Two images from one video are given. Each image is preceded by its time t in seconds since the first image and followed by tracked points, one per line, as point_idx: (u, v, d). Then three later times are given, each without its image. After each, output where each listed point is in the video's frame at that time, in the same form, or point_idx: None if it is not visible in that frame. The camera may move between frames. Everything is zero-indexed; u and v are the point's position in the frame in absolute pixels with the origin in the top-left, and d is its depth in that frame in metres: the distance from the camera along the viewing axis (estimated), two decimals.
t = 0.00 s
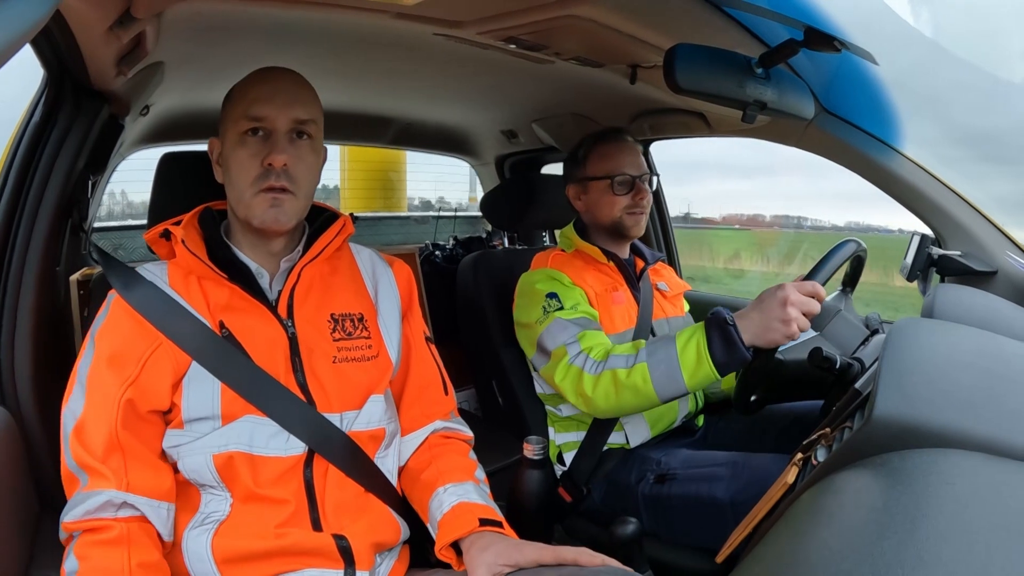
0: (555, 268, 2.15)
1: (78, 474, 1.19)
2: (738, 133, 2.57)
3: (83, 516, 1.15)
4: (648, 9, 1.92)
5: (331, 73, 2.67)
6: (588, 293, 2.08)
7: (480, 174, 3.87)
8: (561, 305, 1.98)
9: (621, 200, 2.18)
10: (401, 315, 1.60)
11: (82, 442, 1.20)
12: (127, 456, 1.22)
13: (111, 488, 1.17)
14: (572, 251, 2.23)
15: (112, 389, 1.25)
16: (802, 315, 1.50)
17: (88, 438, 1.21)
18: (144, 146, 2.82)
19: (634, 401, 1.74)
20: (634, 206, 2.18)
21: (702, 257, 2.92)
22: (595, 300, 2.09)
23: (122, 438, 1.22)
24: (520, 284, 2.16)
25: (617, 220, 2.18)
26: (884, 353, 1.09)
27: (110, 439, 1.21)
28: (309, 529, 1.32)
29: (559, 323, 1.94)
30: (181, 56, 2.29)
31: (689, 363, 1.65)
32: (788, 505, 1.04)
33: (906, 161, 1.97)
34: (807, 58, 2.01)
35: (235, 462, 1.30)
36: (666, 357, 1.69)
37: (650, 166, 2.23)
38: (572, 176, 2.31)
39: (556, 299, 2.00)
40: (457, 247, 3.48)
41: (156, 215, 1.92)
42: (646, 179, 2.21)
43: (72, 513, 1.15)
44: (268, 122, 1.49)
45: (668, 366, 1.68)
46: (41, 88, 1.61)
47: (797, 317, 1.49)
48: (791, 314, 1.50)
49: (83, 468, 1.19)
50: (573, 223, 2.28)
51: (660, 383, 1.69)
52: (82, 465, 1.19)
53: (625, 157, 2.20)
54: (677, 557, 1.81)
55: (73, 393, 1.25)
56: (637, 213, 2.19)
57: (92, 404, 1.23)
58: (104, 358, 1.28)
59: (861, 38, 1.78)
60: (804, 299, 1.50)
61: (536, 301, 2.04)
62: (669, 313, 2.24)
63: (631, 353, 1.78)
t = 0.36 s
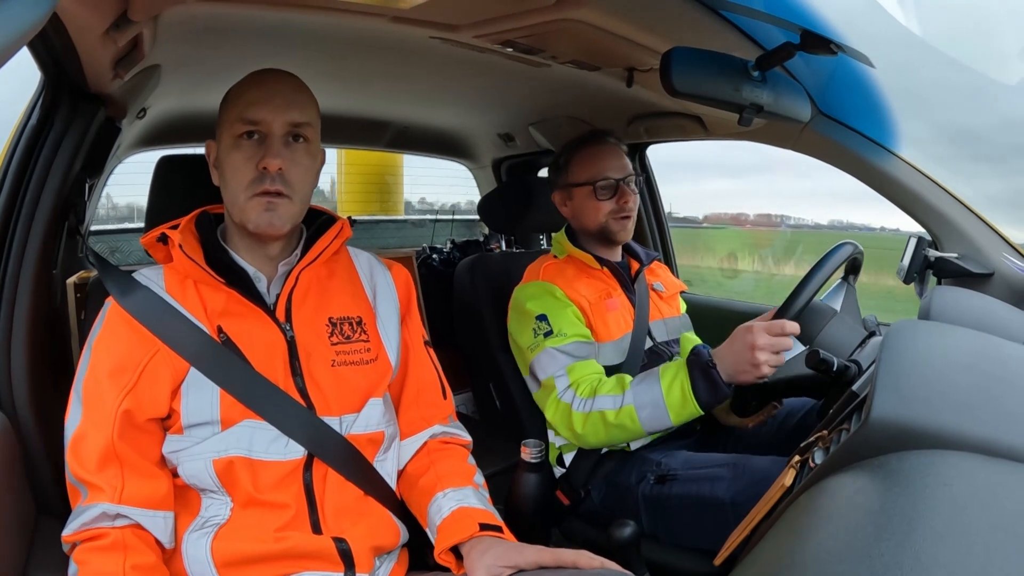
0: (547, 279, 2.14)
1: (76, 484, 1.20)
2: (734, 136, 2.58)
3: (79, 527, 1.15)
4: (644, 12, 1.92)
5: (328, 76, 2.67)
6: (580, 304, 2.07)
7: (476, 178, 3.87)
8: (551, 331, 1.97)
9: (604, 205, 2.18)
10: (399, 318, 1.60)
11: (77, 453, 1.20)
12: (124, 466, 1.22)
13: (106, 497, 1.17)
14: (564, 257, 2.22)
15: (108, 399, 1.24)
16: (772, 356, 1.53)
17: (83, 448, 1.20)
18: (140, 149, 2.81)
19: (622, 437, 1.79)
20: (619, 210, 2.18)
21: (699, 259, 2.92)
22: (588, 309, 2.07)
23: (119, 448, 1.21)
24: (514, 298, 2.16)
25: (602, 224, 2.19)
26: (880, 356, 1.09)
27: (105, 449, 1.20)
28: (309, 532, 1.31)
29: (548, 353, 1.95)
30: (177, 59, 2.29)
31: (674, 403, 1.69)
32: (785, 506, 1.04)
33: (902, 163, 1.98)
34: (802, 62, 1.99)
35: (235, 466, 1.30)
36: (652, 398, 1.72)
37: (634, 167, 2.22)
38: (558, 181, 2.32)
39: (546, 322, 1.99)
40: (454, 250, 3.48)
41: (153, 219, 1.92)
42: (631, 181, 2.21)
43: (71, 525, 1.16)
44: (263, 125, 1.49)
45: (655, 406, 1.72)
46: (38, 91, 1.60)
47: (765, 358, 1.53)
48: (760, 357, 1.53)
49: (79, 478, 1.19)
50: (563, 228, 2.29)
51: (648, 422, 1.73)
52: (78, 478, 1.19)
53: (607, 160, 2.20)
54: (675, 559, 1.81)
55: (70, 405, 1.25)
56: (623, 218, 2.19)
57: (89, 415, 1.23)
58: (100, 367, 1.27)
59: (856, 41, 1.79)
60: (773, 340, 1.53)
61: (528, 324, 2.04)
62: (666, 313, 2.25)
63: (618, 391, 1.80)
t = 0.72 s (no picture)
0: (547, 282, 2.13)
1: (83, 481, 1.21)
2: (737, 136, 2.57)
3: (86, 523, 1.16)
4: (648, 12, 1.92)
5: (331, 75, 2.67)
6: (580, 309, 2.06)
7: (480, 177, 3.87)
8: (549, 340, 1.97)
9: (597, 205, 2.18)
10: (409, 316, 1.61)
11: (86, 450, 1.21)
12: (133, 463, 1.22)
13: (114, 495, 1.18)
14: (565, 257, 2.22)
15: (118, 397, 1.25)
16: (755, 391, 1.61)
17: (91, 444, 1.21)
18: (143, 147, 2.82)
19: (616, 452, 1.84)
20: (612, 210, 2.18)
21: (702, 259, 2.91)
22: (588, 312, 2.07)
23: (129, 446, 1.22)
24: (514, 302, 2.15)
25: (596, 225, 2.19)
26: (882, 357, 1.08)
27: (114, 446, 1.21)
28: (318, 529, 1.31)
29: (546, 365, 1.94)
30: (181, 58, 2.29)
31: (671, 423, 1.75)
32: (788, 506, 1.04)
33: (906, 164, 1.97)
34: (806, 62, 2.00)
35: (247, 463, 1.30)
36: (650, 418, 1.77)
37: (626, 166, 2.22)
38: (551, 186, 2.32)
39: (543, 331, 1.99)
40: (458, 249, 3.48)
41: (156, 216, 1.92)
42: (623, 179, 2.20)
43: (78, 523, 1.17)
44: (275, 123, 1.49)
45: (652, 425, 1.78)
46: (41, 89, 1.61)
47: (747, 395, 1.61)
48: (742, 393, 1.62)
49: (87, 475, 1.20)
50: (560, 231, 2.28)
51: (644, 440, 1.78)
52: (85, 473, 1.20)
53: (599, 161, 2.20)
54: (678, 560, 1.81)
55: (80, 402, 1.26)
56: (616, 217, 2.18)
57: (98, 412, 1.24)
58: (109, 363, 1.28)
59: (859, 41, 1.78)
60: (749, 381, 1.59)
61: (527, 331, 2.04)
62: (667, 314, 2.24)
63: (615, 408, 1.82)
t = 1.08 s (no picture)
0: (557, 277, 2.13)
1: (92, 477, 1.21)
2: (745, 134, 2.56)
3: (94, 521, 1.17)
4: (655, 10, 1.92)
5: (339, 72, 2.68)
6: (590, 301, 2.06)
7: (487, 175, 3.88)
8: (560, 327, 1.98)
9: (607, 204, 2.18)
10: (417, 314, 1.61)
11: (95, 447, 1.21)
12: (142, 460, 1.23)
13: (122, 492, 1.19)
14: (574, 255, 2.22)
15: (128, 394, 1.25)
16: (786, 348, 1.48)
17: (100, 441, 1.21)
18: (151, 145, 2.83)
19: (629, 430, 1.79)
20: (622, 208, 2.17)
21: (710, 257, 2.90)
22: (597, 309, 2.07)
23: (137, 443, 1.23)
24: (524, 297, 2.16)
25: (605, 224, 2.18)
26: (890, 357, 1.08)
27: (123, 443, 1.21)
28: (326, 525, 1.32)
29: (558, 349, 1.95)
30: (188, 55, 2.30)
31: (681, 396, 1.69)
32: (794, 506, 1.03)
33: (915, 163, 1.96)
34: (814, 59, 1.97)
35: (256, 459, 1.30)
36: (659, 392, 1.72)
37: (635, 163, 2.21)
38: (559, 182, 2.32)
39: (555, 320, 2.00)
40: (465, 247, 3.49)
41: (165, 213, 1.93)
42: (632, 177, 2.20)
43: (86, 519, 1.17)
44: (285, 121, 1.49)
45: (661, 399, 1.73)
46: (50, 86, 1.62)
47: (776, 353, 1.49)
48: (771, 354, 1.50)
49: (96, 472, 1.20)
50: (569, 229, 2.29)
51: (655, 415, 1.74)
52: (94, 470, 1.21)
53: (607, 159, 2.19)
54: (683, 558, 1.80)
55: (89, 398, 1.27)
56: (627, 216, 2.18)
57: (107, 409, 1.24)
58: (118, 360, 1.28)
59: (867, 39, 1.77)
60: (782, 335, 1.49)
61: (538, 321, 2.05)
62: (675, 312, 2.23)
63: (624, 384, 1.80)
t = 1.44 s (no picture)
0: (567, 277, 2.13)
1: (101, 477, 1.22)
2: (753, 135, 2.55)
3: (103, 521, 1.18)
4: (662, 11, 1.91)
5: (347, 73, 2.68)
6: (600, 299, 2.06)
7: (495, 176, 3.88)
8: (572, 318, 1.97)
9: (612, 207, 2.18)
10: (426, 315, 1.61)
11: (104, 446, 1.22)
12: (150, 460, 1.23)
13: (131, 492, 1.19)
14: (582, 257, 2.22)
15: (137, 394, 1.26)
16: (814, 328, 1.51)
17: (109, 441, 1.22)
18: (160, 145, 2.85)
19: (646, 416, 1.74)
20: (627, 211, 2.17)
21: (718, 259, 2.90)
22: (607, 308, 2.06)
23: (146, 442, 1.23)
24: (533, 298, 2.15)
25: (612, 227, 2.18)
26: (899, 360, 1.07)
27: (132, 443, 1.22)
28: (335, 524, 1.32)
29: (571, 339, 1.94)
30: (197, 56, 2.31)
31: (701, 378, 1.65)
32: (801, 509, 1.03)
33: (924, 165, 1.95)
34: (822, 61, 1.95)
35: (265, 458, 1.31)
36: (677, 375, 1.68)
37: (643, 166, 2.20)
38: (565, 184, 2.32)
39: (567, 312, 1.99)
40: (473, 248, 3.49)
41: (174, 213, 1.94)
42: (639, 180, 2.19)
43: (95, 520, 1.18)
44: (287, 123, 1.50)
45: (679, 382, 1.68)
46: (60, 87, 1.63)
47: (809, 332, 1.51)
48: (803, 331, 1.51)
49: (105, 472, 1.21)
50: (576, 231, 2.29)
51: (673, 399, 1.69)
52: (103, 470, 1.22)
53: (613, 161, 2.19)
54: (689, 560, 1.80)
55: (99, 398, 1.27)
56: (633, 219, 2.17)
57: (116, 409, 1.25)
58: (128, 360, 1.29)
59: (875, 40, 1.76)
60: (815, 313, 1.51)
61: (550, 314, 2.04)
62: (682, 313, 2.22)
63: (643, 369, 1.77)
